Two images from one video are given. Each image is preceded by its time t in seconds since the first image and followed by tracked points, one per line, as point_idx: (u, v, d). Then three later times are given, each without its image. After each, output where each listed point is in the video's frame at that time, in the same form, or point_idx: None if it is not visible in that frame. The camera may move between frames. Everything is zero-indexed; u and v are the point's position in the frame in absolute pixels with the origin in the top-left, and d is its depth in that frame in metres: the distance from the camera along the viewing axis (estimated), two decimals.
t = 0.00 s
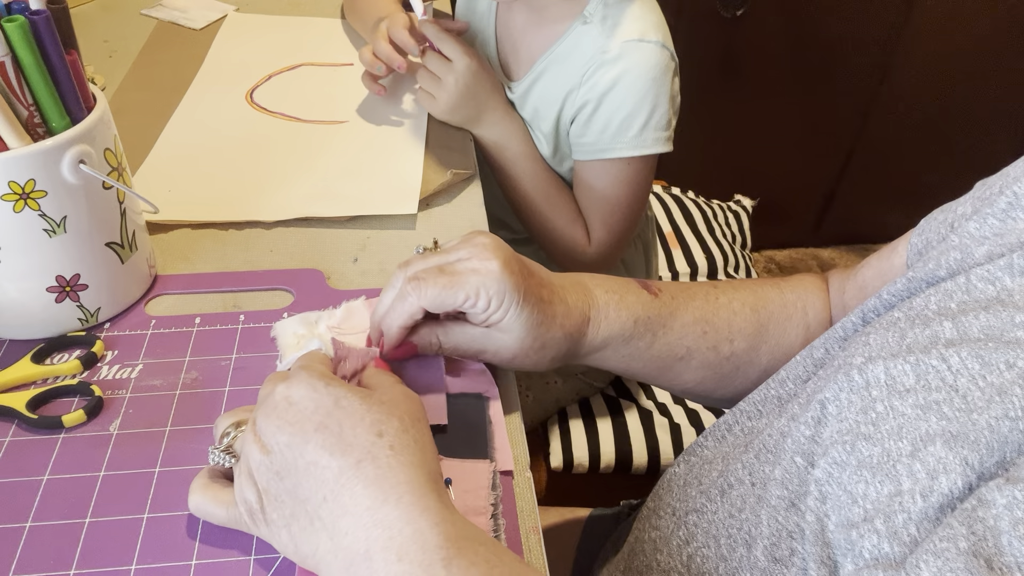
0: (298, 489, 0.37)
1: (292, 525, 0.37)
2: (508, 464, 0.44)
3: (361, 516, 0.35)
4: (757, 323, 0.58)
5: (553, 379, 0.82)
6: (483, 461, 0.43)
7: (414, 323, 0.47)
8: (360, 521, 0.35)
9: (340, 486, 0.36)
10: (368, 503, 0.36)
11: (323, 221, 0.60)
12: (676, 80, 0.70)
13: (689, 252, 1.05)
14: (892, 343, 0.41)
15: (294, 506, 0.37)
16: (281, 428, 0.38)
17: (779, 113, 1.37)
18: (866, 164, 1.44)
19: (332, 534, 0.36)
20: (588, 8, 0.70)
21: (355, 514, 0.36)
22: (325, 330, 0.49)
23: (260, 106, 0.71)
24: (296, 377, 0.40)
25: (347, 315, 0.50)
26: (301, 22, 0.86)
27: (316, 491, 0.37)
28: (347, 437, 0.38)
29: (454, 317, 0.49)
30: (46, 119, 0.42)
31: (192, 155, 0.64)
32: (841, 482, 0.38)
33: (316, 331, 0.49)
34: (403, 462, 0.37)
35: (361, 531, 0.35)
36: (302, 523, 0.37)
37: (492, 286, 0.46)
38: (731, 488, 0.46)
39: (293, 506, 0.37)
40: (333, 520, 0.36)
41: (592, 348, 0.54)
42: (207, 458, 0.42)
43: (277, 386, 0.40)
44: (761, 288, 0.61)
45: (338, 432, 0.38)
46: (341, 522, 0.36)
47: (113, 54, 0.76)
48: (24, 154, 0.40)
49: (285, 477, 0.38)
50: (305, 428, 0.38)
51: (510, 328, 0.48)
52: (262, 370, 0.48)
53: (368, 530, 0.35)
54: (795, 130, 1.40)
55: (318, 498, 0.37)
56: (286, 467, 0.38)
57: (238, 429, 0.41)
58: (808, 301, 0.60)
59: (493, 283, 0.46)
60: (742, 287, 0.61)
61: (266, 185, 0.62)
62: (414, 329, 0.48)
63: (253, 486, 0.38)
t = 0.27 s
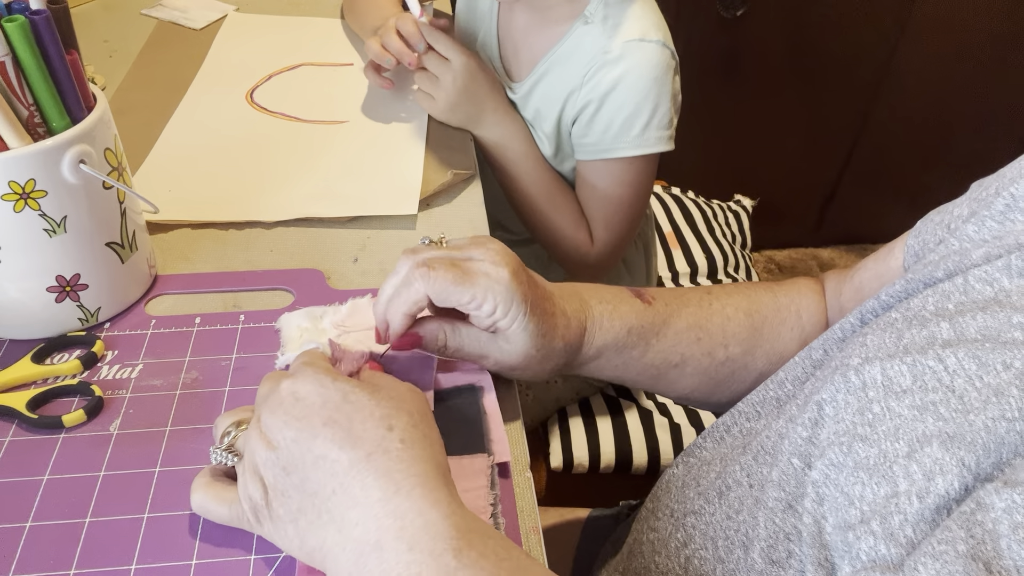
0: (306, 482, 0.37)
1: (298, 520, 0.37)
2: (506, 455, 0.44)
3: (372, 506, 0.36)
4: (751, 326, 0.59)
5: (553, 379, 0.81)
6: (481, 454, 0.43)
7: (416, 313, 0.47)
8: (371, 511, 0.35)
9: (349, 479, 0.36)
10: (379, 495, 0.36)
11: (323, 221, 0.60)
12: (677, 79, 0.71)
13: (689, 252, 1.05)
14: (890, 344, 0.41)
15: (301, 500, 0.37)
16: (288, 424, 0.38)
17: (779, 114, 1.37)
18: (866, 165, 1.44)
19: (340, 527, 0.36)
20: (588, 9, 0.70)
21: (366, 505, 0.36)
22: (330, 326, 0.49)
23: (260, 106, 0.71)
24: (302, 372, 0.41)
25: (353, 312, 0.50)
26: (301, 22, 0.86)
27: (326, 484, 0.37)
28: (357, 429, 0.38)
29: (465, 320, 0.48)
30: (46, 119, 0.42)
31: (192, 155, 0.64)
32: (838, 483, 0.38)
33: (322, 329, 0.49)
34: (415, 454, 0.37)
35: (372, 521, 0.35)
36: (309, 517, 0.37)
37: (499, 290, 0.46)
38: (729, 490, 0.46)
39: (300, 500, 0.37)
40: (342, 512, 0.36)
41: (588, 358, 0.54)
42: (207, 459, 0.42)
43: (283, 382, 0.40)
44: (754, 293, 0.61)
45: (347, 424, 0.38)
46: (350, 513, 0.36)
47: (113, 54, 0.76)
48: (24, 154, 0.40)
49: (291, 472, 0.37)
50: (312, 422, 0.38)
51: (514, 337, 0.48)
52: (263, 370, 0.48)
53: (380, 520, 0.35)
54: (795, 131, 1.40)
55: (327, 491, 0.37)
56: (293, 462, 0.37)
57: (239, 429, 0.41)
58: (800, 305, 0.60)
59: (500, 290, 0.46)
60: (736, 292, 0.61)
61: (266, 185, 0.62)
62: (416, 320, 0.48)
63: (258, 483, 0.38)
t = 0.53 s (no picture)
0: (308, 479, 0.37)
1: (299, 518, 0.37)
2: (504, 454, 0.44)
3: (374, 505, 0.35)
4: (753, 317, 0.58)
5: (552, 379, 0.82)
6: (480, 454, 0.43)
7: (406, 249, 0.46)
8: (372, 511, 0.35)
9: (351, 480, 0.36)
10: (381, 493, 0.36)
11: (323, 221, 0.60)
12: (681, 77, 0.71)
13: (689, 252, 1.05)
14: (892, 339, 0.41)
15: (301, 499, 0.37)
16: (291, 421, 0.38)
17: (780, 113, 1.36)
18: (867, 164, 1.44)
19: (339, 526, 0.36)
20: (591, 6, 0.70)
21: (367, 505, 0.35)
22: (337, 318, 0.50)
23: (260, 106, 0.71)
24: (305, 371, 0.40)
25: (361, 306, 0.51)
26: (301, 23, 0.86)
27: (328, 482, 0.36)
28: (361, 430, 0.38)
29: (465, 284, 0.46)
30: (46, 119, 0.42)
31: (192, 155, 0.64)
32: (840, 479, 0.38)
33: (328, 323, 0.50)
34: (417, 455, 0.37)
35: (373, 519, 0.35)
36: (310, 516, 0.36)
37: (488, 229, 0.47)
38: (729, 487, 0.46)
39: (300, 499, 0.37)
40: (343, 510, 0.36)
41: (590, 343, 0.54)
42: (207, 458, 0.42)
43: (287, 380, 0.40)
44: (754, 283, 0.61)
45: (351, 425, 0.38)
46: (350, 513, 0.36)
47: (113, 54, 0.76)
48: (24, 154, 0.40)
49: (293, 470, 0.37)
50: (316, 421, 0.38)
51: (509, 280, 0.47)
52: (262, 370, 0.48)
53: (382, 518, 0.35)
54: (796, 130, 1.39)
55: (329, 490, 0.36)
56: (295, 460, 0.37)
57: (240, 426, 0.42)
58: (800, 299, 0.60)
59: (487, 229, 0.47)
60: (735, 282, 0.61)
61: (266, 185, 0.62)
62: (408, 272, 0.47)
63: (258, 480, 0.38)
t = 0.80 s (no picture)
0: (303, 481, 0.37)
1: (293, 519, 0.37)
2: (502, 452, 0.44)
3: (366, 512, 0.35)
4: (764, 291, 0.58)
5: (553, 379, 0.85)
6: (478, 453, 0.44)
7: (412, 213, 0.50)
8: (362, 517, 0.35)
9: (345, 484, 0.36)
10: (373, 499, 0.35)
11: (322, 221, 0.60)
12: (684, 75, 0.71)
13: (690, 251, 1.05)
14: (894, 339, 0.41)
15: (297, 500, 0.37)
16: (291, 422, 0.38)
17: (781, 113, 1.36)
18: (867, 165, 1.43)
19: (332, 530, 0.36)
20: (595, 5, 0.70)
21: (359, 510, 0.35)
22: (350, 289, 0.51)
23: (260, 106, 0.71)
24: (306, 371, 0.40)
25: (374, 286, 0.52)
26: (302, 22, 0.86)
27: (322, 485, 0.36)
28: (356, 433, 0.37)
29: (473, 203, 0.49)
30: (46, 118, 0.42)
31: (192, 154, 0.64)
32: (841, 480, 0.38)
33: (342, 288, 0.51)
34: (410, 461, 0.37)
35: (365, 524, 0.35)
36: (304, 518, 0.36)
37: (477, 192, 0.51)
38: (729, 487, 0.46)
39: (296, 499, 0.37)
40: (335, 515, 0.36)
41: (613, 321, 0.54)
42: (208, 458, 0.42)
43: (288, 380, 0.40)
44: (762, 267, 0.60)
45: (347, 429, 0.38)
46: (342, 517, 0.35)
47: (113, 54, 0.76)
48: (24, 153, 0.40)
49: (290, 470, 0.37)
50: (314, 422, 0.38)
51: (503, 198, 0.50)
52: (263, 369, 0.48)
53: (373, 525, 0.35)
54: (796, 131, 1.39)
55: (322, 494, 0.36)
56: (292, 460, 0.37)
57: (241, 422, 0.42)
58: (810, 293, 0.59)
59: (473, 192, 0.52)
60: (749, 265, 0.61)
61: (266, 185, 0.62)
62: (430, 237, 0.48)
63: (256, 478, 0.38)
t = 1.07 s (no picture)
0: (307, 478, 0.37)
1: (296, 516, 0.37)
2: (504, 452, 0.44)
3: (374, 506, 0.35)
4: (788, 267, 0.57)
5: (554, 379, 0.85)
6: (480, 454, 0.43)
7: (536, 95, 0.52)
8: (370, 511, 0.35)
9: (352, 479, 0.36)
10: (381, 493, 0.35)
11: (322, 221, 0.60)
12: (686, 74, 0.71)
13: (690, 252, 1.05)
14: (894, 338, 0.41)
15: (298, 497, 0.37)
16: (294, 419, 0.38)
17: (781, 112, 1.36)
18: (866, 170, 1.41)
19: (338, 525, 0.35)
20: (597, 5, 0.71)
21: (367, 505, 0.35)
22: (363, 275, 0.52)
23: (260, 106, 0.71)
24: (310, 369, 0.40)
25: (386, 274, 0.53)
26: (302, 22, 0.86)
27: (328, 481, 0.36)
28: (362, 429, 0.37)
29: (629, 86, 0.50)
30: (46, 119, 0.42)
31: (192, 155, 0.64)
32: (841, 479, 0.38)
33: (353, 275, 0.51)
34: (416, 458, 0.37)
35: (372, 518, 0.35)
36: (308, 514, 0.36)
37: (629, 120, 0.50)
38: (729, 486, 0.46)
39: (297, 497, 0.37)
40: (341, 510, 0.36)
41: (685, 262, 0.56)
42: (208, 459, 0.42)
43: (291, 377, 0.40)
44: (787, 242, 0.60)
45: (352, 425, 0.38)
46: (350, 511, 0.35)
47: (113, 54, 0.76)
48: (24, 154, 0.40)
49: (292, 468, 0.37)
50: (318, 419, 0.38)
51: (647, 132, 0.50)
52: (262, 369, 0.48)
53: (381, 518, 0.35)
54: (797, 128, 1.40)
55: (328, 488, 0.36)
56: (294, 458, 0.37)
57: (241, 421, 0.42)
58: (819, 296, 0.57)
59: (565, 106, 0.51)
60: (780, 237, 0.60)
61: (266, 185, 0.62)
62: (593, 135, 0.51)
63: (257, 477, 0.38)
